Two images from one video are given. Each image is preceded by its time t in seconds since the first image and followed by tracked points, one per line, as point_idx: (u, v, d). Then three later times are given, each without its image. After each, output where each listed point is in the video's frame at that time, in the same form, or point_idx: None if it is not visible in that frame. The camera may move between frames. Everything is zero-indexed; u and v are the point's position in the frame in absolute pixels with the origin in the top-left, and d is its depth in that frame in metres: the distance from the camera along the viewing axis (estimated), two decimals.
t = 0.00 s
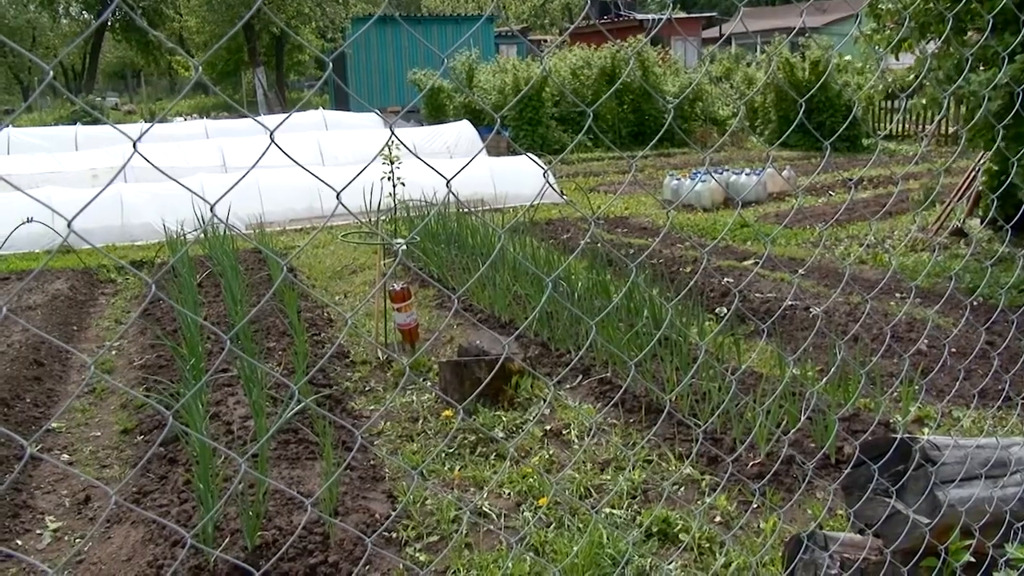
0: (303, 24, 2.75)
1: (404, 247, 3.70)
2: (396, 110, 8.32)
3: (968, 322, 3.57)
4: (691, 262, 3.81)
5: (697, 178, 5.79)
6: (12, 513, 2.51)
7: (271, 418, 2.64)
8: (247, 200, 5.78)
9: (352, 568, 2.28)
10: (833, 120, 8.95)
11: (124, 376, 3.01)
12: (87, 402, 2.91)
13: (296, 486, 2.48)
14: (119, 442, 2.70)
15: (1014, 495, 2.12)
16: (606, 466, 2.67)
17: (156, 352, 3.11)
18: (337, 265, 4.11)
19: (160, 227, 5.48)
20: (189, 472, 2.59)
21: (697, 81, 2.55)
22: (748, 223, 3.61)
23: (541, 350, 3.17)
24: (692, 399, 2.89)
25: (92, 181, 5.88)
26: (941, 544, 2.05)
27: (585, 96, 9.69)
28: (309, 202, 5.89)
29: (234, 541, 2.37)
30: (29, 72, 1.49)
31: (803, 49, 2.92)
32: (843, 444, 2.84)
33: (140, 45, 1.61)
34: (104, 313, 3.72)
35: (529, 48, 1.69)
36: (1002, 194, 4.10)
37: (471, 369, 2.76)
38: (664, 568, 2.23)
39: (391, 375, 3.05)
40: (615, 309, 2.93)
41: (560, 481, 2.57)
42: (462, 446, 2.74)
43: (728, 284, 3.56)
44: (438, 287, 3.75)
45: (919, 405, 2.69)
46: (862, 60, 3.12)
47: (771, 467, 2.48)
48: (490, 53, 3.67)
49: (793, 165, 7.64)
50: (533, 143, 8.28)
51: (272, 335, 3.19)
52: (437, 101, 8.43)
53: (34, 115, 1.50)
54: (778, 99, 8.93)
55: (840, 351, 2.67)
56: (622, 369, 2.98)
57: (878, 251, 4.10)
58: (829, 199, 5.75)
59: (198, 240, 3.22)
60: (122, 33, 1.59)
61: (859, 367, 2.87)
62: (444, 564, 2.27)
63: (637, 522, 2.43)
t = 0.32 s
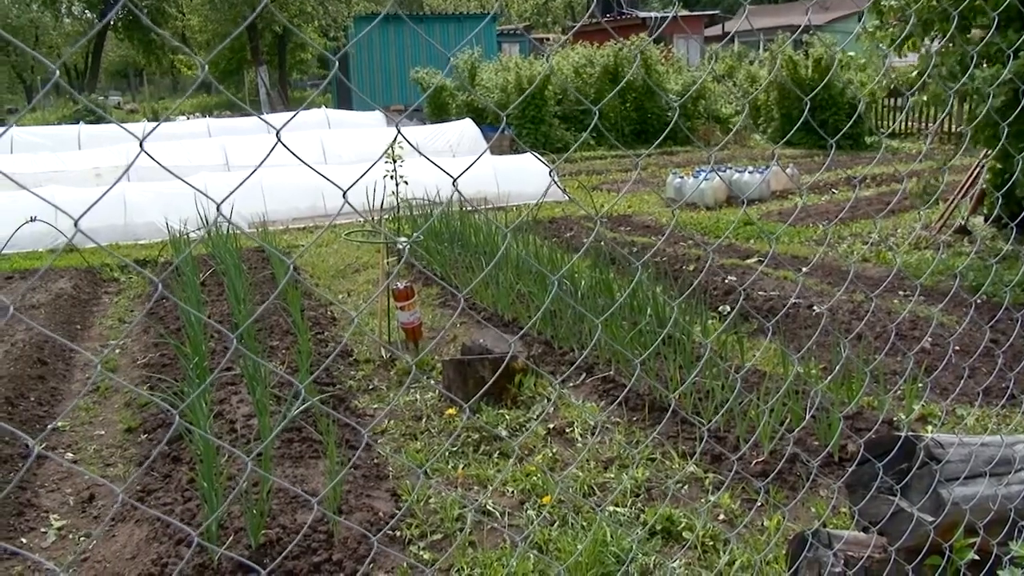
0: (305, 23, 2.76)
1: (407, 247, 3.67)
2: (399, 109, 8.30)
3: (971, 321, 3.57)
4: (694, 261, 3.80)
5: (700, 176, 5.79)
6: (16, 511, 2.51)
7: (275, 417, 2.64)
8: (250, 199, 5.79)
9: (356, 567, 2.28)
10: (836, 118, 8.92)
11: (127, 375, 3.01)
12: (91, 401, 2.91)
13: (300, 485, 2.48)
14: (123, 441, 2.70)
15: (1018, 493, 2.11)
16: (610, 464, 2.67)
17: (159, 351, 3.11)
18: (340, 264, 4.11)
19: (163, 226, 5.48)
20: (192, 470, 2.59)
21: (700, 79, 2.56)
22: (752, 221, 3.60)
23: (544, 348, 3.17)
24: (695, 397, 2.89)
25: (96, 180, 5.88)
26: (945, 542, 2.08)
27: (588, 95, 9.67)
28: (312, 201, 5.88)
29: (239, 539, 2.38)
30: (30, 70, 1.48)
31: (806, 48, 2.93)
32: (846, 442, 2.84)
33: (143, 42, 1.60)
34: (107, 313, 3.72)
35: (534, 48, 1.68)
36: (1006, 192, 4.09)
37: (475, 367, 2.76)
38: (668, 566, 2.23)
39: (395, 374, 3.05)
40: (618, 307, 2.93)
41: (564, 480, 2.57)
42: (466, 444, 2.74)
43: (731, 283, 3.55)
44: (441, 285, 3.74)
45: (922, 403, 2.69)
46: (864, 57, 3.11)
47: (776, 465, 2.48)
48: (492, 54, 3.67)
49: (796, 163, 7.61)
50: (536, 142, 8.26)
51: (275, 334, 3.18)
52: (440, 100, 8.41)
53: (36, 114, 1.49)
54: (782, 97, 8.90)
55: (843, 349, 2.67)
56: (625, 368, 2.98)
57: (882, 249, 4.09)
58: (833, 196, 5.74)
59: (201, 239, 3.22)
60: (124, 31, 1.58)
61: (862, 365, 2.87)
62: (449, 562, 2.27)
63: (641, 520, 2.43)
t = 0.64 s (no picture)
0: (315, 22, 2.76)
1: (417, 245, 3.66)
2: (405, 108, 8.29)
3: (981, 321, 3.55)
4: (704, 261, 3.79)
5: (707, 177, 5.79)
6: (26, 508, 2.53)
7: (284, 416, 2.63)
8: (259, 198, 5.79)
9: (365, 565, 2.28)
10: (844, 118, 8.89)
11: (136, 373, 3.01)
12: (100, 398, 2.91)
13: (309, 483, 2.48)
14: (132, 438, 2.70)
15: None
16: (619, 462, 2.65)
17: (168, 349, 3.11)
18: (348, 262, 4.10)
19: (171, 224, 5.47)
20: (202, 467, 2.59)
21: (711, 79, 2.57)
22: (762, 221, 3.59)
23: (553, 348, 3.17)
24: (704, 397, 2.88)
25: (104, 178, 5.89)
26: (956, 543, 2.05)
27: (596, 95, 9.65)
28: (319, 200, 5.88)
29: (248, 537, 2.38)
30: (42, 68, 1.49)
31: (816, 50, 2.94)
32: (856, 442, 2.83)
33: (145, 38, 1.56)
34: (116, 310, 3.72)
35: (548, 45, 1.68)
36: (1016, 193, 4.08)
37: (484, 366, 2.76)
38: (677, 566, 2.23)
39: (403, 373, 3.05)
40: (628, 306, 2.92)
41: (573, 479, 2.56)
42: (475, 444, 2.73)
43: (740, 282, 3.54)
44: (450, 284, 3.73)
45: (932, 404, 2.69)
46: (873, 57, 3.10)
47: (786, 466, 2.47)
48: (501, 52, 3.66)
49: (804, 164, 7.59)
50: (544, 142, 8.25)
51: (284, 333, 3.18)
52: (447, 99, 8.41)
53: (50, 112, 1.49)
54: (790, 97, 8.88)
55: (854, 350, 2.66)
56: (634, 367, 2.97)
57: (891, 249, 4.08)
58: (842, 197, 5.72)
59: (210, 238, 3.22)
60: (134, 29, 1.60)
61: (873, 365, 2.86)
62: (457, 561, 2.27)
63: (650, 520, 2.43)
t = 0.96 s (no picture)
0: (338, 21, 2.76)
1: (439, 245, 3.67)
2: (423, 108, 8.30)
3: (1006, 326, 3.53)
4: (725, 262, 3.78)
5: (729, 178, 5.79)
6: (50, 502, 2.55)
7: (305, 414, 2.64)
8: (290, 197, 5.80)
9: (386, 565, 2.28)
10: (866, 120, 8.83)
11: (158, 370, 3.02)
12: (122, 394, 2.92)
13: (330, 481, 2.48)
14: (154, 434, 2.71)
15: None
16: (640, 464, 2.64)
17: (190, 345, 3.12)
18: (369, 261, 4.11)
19: (193, 222, 5.49)
20: (224, 464, 2.60)
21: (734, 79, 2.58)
22: (784, 223, 3.58)
23: (573, 348, 3.20)
24: (726, 399, 2.87)
25: (125, 176, 5.91)
26: (983, 550, 2.03)
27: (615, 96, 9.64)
28: (341, 198, 5.88)
29: (270, 534, 2.39)
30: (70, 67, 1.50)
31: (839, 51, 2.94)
32: (879, 447, 2.82)
33: (179, 37, 1.42)
34: (138, 307, 3.73)
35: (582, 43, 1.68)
36: None
37: (504, 366, 2.77)
38: (700, 569, 2.22)
39: (424, 372, 3.05)
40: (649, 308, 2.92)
41: (594, 480, 2.55)
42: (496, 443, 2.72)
43: (762, 285, 3.53)
44: (471, 284, 3.73)
45: (957, 408, 2.67)
46: (898, 59, 3.08)
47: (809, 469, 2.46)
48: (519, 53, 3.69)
49: (826, 166, 7.56)
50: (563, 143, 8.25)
51: (306, 330, 3.18)
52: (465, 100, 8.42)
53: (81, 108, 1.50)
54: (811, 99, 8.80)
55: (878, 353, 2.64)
56: (655, 369, 2.96)
57: (914, 253, 4.06)
58: (864, 200, 5.69)
59: (232, 235, 3.23)
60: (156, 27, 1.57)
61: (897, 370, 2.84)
62: (478, 561, 2.26)
63: (672, 522, 2.41)
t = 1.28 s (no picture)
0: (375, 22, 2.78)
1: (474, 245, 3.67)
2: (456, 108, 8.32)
3: None
4: (760, 266, 3.76)
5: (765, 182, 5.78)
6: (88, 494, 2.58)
7: (340, 412, 2.64)
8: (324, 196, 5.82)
9: (418, 564, 2.27)
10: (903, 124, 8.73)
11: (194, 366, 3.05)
12: (158, 390, 2.95)
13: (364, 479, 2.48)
14: (189, 430, 2.73)
15: None
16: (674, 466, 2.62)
17: (225, 342, 3.14)
18: (404, 260, 4.13)
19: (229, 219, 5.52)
20: (258, 461, 2.61)
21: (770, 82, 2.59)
22: (820, 227, 3.55)
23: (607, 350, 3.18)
24: (760, 404, 2.84)
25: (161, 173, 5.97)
26: None
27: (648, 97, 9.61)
28: (375, 198, 5.88)
29: (303, 532, 2.40)
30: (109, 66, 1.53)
31: (878, 53, 2.91)
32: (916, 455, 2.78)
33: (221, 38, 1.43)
34: (174, 303, 3.77)
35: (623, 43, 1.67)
36: None
37: (539, 368, 2.77)
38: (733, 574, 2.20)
39: (458, 372, 3.05)
40: (683, 310, 2.91)
41: (627, 483, 2.54)
42: (529, 445, 2.72)
43: (797, 289, 3.51)
44: (504, 285, 3.73)
45: (998, 417, 2.63)
46: (939, 62, 3.04)
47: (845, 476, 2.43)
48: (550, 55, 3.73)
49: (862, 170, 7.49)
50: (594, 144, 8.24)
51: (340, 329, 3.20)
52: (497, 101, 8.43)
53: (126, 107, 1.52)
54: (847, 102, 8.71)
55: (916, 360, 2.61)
56: (689, 373, 2.94)
57: (952, 259, 4.01)
58: (900, 205, 5.63)
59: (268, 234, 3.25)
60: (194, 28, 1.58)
61: (935, 377, 2.81)
62: (510, 562, 2.26)
63: (705, 527, 2.39)
